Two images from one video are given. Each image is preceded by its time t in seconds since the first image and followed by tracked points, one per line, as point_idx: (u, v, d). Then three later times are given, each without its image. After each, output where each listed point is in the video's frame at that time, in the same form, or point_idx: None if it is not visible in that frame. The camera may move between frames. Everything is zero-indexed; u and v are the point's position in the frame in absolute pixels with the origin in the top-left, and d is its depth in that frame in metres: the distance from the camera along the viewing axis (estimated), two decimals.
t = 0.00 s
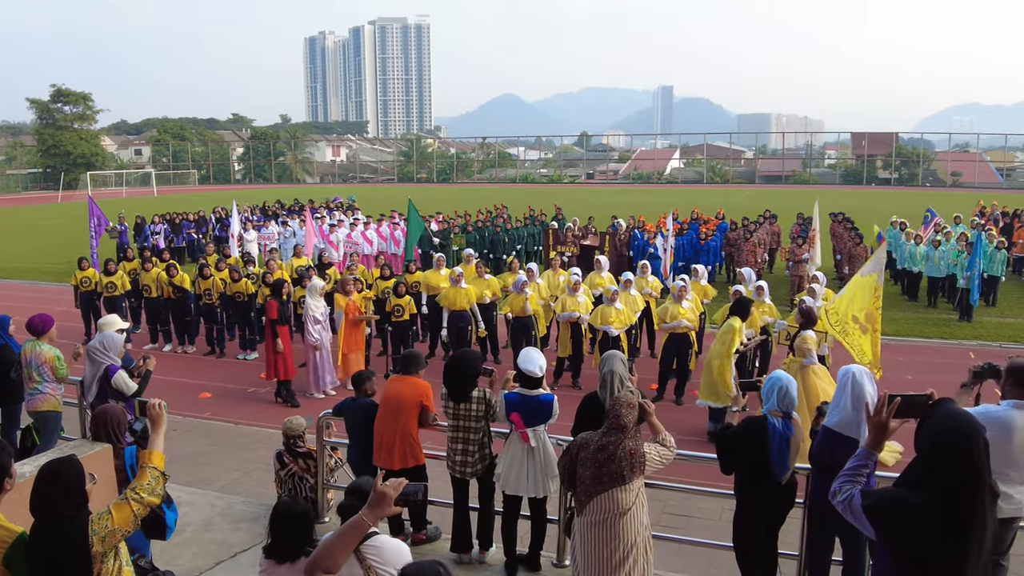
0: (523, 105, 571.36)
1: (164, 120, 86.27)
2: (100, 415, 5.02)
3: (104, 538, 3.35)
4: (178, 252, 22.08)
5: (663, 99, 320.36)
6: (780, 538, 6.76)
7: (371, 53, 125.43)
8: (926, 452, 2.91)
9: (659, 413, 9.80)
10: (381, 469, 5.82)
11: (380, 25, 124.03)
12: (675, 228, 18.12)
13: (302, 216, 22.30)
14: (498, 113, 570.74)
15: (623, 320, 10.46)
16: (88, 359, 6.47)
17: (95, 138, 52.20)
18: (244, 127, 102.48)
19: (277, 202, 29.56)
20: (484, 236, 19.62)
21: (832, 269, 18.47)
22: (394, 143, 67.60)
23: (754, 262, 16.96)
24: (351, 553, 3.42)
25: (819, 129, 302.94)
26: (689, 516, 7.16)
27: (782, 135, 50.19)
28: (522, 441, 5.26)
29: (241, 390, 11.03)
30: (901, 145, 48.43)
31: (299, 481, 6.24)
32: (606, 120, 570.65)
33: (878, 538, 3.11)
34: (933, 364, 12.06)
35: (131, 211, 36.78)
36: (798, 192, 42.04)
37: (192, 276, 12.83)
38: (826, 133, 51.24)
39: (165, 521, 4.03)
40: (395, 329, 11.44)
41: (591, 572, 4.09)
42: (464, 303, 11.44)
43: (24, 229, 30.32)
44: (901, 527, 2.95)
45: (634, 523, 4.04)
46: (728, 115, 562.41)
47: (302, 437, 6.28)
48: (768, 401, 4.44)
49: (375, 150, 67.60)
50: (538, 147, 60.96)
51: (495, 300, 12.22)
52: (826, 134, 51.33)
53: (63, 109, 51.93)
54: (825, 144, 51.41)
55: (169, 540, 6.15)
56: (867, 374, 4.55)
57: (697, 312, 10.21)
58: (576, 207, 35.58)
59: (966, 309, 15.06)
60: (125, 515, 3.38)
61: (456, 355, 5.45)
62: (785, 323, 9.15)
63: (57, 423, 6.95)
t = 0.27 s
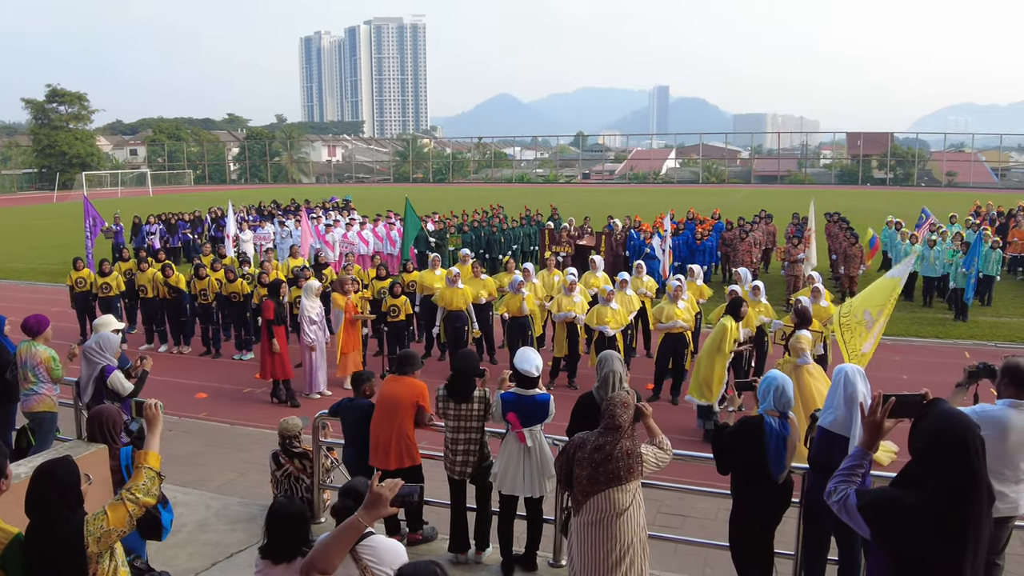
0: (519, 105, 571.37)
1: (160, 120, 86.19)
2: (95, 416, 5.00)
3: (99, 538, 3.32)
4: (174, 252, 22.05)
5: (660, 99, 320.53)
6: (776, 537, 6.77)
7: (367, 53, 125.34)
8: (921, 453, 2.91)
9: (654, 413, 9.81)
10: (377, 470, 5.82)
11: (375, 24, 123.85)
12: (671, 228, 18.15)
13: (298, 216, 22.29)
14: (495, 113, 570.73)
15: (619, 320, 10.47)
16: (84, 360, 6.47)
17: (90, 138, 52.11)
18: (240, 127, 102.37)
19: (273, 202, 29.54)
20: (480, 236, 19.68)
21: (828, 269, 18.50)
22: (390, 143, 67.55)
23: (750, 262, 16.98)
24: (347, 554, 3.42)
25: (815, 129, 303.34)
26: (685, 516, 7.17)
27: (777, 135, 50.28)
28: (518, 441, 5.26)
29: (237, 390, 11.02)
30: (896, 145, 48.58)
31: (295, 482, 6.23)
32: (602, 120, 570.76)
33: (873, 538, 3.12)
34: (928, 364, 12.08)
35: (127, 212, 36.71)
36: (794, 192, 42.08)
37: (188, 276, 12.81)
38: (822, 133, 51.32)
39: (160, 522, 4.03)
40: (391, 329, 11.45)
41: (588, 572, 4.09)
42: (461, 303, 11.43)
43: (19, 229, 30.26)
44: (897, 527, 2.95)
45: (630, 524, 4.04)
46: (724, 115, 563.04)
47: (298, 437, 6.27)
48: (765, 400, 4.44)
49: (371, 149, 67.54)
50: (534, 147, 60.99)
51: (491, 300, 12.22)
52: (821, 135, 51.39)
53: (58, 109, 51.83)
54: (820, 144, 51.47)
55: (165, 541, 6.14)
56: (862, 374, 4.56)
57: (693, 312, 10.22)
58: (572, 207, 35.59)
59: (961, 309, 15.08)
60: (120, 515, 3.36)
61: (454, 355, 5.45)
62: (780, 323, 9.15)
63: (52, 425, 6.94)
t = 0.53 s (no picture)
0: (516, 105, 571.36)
1: (155, 120, 86.09)
2: (91, 416, 4.99)
3: (95, 537, 3.30)
4: (170, 252, 22.02)
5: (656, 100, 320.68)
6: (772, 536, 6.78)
7: (363, 53, 125.21)
8: (920, 454, 2.92)
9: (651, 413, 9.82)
10: (373, 470, 5.81)
11: (372, 25, 123.74)
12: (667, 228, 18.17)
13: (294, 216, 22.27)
14: (492, 113, 570.67)
15: (615, 320, 10.47)
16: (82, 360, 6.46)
17: (86, 138, 52.02)
18: (235, 127, 102.25)
19: (269, 202, 29.51)
20: (476, 236, 19.70)
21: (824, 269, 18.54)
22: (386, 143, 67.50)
23: (746, 262, 16.99)
24: (343, 554, 3.41)
25: (811, 129, 303.77)
26: (682, 516, 7.18)
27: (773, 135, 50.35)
28: (514, 441, 5.26)
29: (233, 391, 11.01)
30: (892, 145, 48.66)
31: (291, 482, 6.23)
32: (599, 120, 570.84)
33: (870, 538, 3.12)
34: (924, 363, 12.11)
35: (122, 212, 36.66)
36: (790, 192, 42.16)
37: (185, 277, 12.80)
38: (818, 133, 51.40)
39: (156, 522, 4.02)
40: (387, 329, 11.44)
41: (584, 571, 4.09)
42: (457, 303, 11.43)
43: (15, 230, 30.20)
44: (895, 528, 2.95)
45: (627, 523, 4.05)
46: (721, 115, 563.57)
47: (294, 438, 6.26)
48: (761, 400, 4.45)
49: (367, 149, 67.47)
50: (530, 147, 60.99)
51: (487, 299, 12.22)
52: (817, 135, 51.47)
53: (54, 109, 51.70)
54: (816, 144, 51.56)
55: (161, 541, 6.14)
56: (857, 374, 4.57)
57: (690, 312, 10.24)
58: (568, 207, 35.58)
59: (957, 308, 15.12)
60: (117, 514, 3.34)
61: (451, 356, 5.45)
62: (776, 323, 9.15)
63: (48, 426, 6.93)
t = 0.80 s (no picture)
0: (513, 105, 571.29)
1: (151, 121, 85.96)
2: (87, 417, 4.98)
3: (92, 538, 3.32)
4: (166, 253, 21.98)
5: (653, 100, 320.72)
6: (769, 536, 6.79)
7: (360, 52, 125.06)
8: (917, 455, 2.92)
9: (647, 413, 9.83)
10: (370, 471, 5.81)
11: (368, 25, 123.62)
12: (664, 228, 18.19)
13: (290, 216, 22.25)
14: (489, 113, 570.54)
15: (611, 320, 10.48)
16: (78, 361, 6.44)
17: (82, 138, 51.93)
18: (232, 126, 102.10)
19: (265, 202, 29.50)
20: (473, 236, 19.73)
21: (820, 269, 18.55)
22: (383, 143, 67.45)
23: (743, 262, 17.00)
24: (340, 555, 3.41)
25: (808, 129, 304.09)
26: (678, 516, 7.18)
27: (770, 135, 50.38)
28: (510, 441, 5.26)
29: (229, 391, 11.00)
30: (888, 145, 48.67)
31: (288, 483, 6.24)
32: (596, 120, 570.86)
33: (867, 538, 3.13)
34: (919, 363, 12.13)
35: (118, 212, 36.58)
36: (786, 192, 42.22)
37: (182, 277, 12.80)
38: (814, 133, 51.46)
39: (153, 523, 4.02)
40: (383, 329, 11.44)
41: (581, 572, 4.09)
42: (454, 304, 11.43)
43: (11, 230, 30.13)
44: (893, 528, 2.96)
45: (624, 525, 4.05)
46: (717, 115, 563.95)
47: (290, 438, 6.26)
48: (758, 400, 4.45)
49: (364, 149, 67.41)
50: (527, 147, 60.96)
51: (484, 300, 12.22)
52: (813, 134, 51.54)
53: (49, 109, 51.59)
54: (813, 144, 51.61)
55: (158, 542, 6.13)
56: (853, 373, 4.58)
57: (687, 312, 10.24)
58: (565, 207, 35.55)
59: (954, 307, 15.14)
60: (113, 515, 3.36)
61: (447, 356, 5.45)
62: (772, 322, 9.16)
63: (44, 426, 6.90)
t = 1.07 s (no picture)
0: (510, 105, 571.28)
1: (148, 120, 85.83)
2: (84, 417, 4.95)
3: (87, 538, 3.26)
4: (162, 253, 21.94)
5: (650, 100, 320.90)
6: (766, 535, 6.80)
7: (357, 52, 124.99)
8: (915, 455, 2.92)
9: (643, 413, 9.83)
10: (367, 471, 5.81)
11: (365, 25, 123.60)
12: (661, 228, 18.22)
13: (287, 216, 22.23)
14: (486, 113, 570.46)
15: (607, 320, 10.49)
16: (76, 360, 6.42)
17: (78, 138, 51.82)
18: (228, 126, 101.97)
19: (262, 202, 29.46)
20: (470, 236, 19.74)
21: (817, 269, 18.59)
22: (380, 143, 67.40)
23: (740, 262, 17.02)
24: (338, 555, 3.41)
25: (804, 129, 304.47)
26: (675, 515, 7.19)
27: (766, 135, 50.44)
28: (507, 441, 5.25)
29: (226, 391, 10.99)
30: (884, 145, 48.74)
31: (285, 483, 6.24)
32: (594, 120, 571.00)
33: (864, 537, 3.13)
34: (916, 362, 12.15)
35: (114, 212, 36.48)
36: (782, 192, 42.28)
37: (180, 277, 12.75)
38: (811, 133, 51.51)
39: (149, 524, 4.01)
40: (380, 329, 11.45)
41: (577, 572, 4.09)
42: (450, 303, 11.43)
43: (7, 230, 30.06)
44: (890, 526, 2.96)
45: (621, 526, 4.05)
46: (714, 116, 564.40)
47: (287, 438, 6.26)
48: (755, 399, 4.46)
49: (361, 149, 67.38)
50: (524, 147, 60.98)
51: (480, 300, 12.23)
52: (810, 134, 51.60)
53: (46, 109, 51.46)
54: (809, 144, 51.67)
55: (155, 542, 6.12)
56: (849, 373, 4.58)
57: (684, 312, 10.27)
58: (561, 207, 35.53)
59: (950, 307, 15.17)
60: (108, 515, 3.31)
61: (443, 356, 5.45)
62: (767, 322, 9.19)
63: (41, 426, 6.89)
